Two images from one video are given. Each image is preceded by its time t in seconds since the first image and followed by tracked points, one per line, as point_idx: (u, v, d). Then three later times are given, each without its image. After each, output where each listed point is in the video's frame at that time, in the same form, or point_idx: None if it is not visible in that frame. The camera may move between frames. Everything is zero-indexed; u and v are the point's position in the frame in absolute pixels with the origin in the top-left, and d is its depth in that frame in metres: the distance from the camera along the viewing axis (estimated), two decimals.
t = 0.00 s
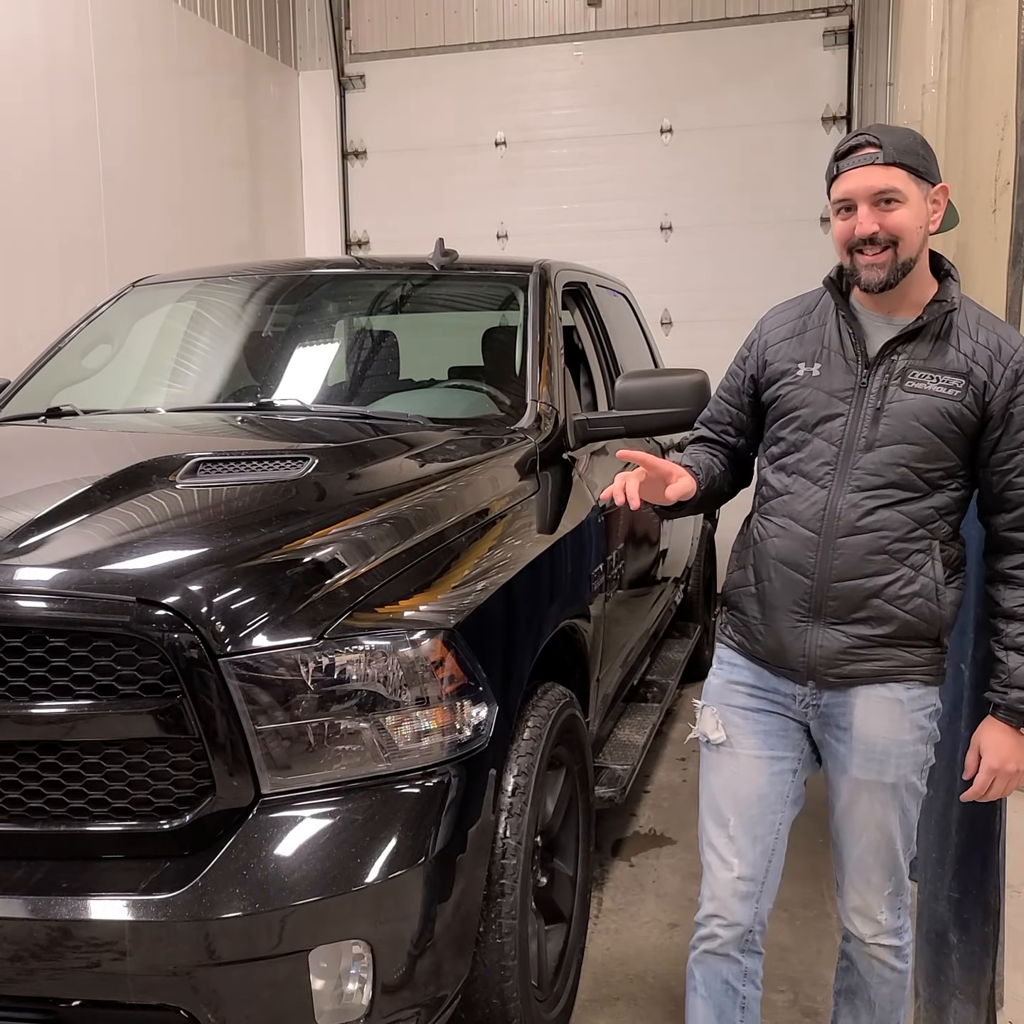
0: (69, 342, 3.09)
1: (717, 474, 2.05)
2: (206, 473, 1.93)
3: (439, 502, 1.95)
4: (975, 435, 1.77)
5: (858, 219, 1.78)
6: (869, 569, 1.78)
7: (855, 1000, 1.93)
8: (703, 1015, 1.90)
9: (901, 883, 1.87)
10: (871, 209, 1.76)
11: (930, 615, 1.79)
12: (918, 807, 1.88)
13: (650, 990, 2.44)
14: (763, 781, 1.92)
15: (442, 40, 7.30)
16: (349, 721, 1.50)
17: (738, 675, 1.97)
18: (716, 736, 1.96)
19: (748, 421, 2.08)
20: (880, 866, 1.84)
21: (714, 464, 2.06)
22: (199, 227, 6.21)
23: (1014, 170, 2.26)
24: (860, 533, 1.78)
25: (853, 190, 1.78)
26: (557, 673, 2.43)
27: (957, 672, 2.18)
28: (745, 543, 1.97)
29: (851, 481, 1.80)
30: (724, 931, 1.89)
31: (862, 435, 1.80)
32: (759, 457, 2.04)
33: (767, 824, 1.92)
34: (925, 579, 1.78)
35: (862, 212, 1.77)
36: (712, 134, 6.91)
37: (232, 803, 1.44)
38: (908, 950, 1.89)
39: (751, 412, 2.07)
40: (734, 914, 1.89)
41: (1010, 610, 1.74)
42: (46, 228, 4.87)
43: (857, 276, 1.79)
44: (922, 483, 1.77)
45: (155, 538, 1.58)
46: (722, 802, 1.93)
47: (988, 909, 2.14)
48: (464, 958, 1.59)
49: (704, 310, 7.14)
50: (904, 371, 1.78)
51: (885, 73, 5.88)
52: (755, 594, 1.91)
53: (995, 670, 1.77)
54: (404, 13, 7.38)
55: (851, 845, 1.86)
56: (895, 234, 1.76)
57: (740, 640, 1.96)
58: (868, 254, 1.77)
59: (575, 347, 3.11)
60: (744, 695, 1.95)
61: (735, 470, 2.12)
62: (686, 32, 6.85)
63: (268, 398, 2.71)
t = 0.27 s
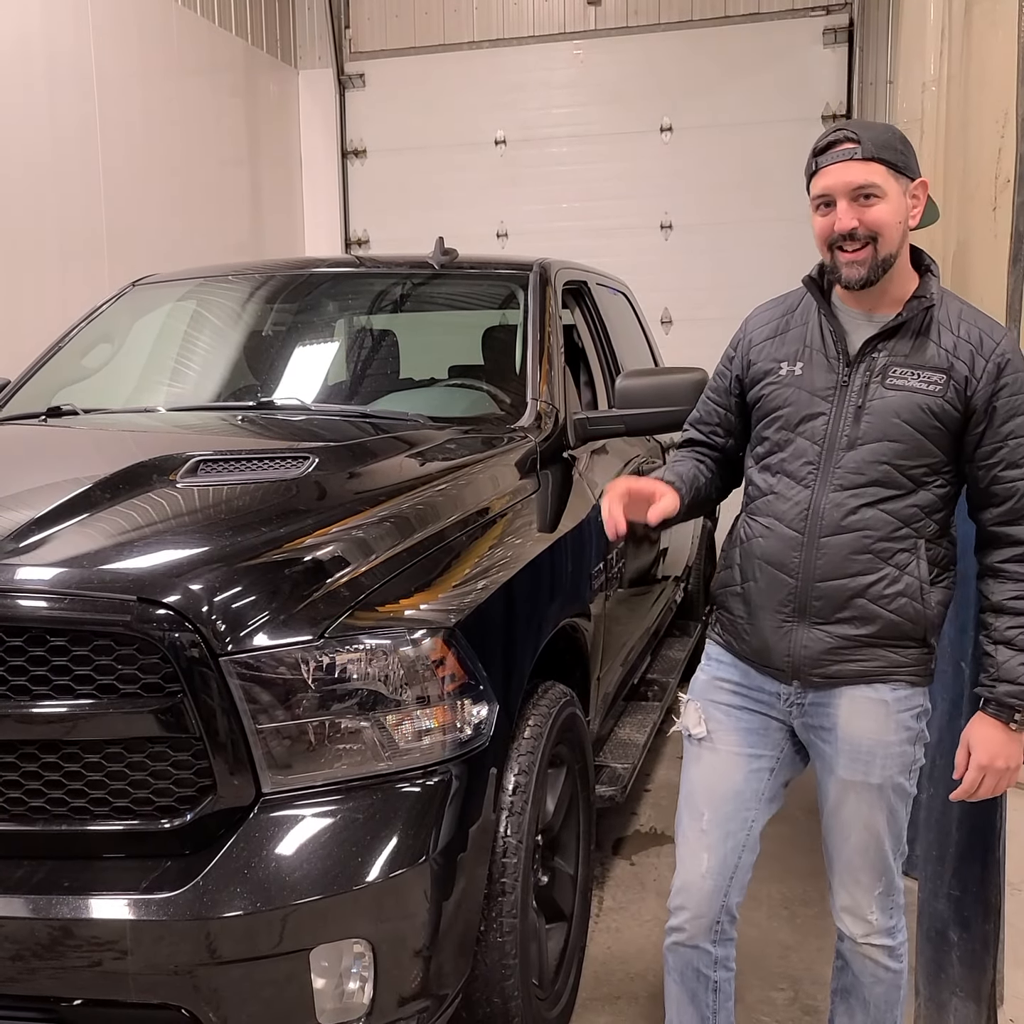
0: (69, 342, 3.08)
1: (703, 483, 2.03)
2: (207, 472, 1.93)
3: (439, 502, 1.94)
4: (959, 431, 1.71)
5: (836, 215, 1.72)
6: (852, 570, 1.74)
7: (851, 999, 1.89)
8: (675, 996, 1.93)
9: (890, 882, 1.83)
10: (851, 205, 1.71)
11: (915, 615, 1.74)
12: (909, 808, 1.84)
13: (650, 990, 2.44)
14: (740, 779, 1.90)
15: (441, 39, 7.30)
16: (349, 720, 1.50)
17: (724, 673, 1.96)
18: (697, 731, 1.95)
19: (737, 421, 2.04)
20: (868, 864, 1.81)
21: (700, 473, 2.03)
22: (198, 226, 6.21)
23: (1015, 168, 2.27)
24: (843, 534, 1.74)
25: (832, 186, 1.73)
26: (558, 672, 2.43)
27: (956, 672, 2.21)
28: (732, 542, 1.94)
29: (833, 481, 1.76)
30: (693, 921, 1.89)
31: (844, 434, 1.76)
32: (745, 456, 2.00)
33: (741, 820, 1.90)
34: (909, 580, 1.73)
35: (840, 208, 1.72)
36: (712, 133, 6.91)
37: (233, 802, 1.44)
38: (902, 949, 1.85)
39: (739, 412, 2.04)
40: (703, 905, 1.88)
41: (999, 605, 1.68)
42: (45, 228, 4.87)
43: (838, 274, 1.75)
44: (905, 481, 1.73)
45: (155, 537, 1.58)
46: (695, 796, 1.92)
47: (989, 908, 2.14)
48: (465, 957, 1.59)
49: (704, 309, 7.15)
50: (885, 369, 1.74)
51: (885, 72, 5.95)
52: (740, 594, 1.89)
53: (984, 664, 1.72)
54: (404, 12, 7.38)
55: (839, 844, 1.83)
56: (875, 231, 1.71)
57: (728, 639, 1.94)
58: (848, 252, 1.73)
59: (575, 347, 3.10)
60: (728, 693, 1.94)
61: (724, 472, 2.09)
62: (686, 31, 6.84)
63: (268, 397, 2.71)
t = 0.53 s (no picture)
0: (70, 341, 3.08)
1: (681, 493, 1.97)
2: (209, 471, 1.93)
3: (441, 501, 1.94)
4: (928, 421, 1.67)
5: (802, 199, 1.70)
6: (824, 566, 1.69)
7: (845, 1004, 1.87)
8: (678, 988, 1.96)
9: (874, 882, 1.79)
10: (816, 189, 1.69)
11: (885, 611, 1.69)
12: (886, 810, 1.79)
13: (652, 988, 2.44)
14: (725, 781, 1.89)
15: (442, 37, 7.30)
16: (351, 719, 1.50)
17: (698, 675, 1.91)
18: (681, 738, 1.92)
19: (712, 423, 1.95)
20: (852, 870, 1.78)
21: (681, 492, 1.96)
22: (199, 225, 6.21)
23: (1018, 167, 2.27)
24: (812, 528, 1.70)
25: (797, 171, 1.71)
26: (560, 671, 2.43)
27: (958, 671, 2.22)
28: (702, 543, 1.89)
29: (802, 474, 1.71)
30: (693, 915, 1.93)
31: (813, 428, 1.71)
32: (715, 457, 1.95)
33: (729, 820, 1.91)
34: (880, 575, 1.68)
35: (806, 192, 1.69)
36: (713, 132, 6.91)
37: (235, 801, 1.44)
38: (894, 946, 1.82)
39: (713, 413, 1.95)
40: (700, 902, 1.92)
41: (966, 595, 1.63)
42: (46, 227, 4.87)
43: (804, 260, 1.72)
44: (876, 474, 1.68)
45: (157, 536, 1.58)
46: (683, 798, 1.93)
47: (991, 906, 2.14)
48: (468, 954, 1.60)
49: (705, 309, 7.15)
50: (852, 360, 1.70)
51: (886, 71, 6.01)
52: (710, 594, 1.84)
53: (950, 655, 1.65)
54: (405, 10, 7.37)
55: (821, 850, 1.80)
56: (840, 216, 1.69)
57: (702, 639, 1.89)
58: (813, 236, 1.70)
59: (575, 346, 3.10)
60: (705, 698, 1.90)
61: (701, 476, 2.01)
62: (687, 29, 6.84)
63: (270, 396, 2.71)
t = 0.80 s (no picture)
0: (71, 342, 3.08)
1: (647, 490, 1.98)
2: (210, 472, 1.93)
3: (441, 502, 1.95)
4: (884, 417, 1.66)
5: (744, 204, 1.74)
6: (780, 565, 1.70)
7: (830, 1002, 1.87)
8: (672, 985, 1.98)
9: (850, 884, 1.78)
10: (756, 192, 1.72)
11: (842, 609, 1.68)
12: (857, 812, 1.77)
13: (652, 989, 2.44)
14: (700, 779, 1.91)
15: (442, 39, 7.31)
16: (352, 720, 1.51)
17: (669, 676, 1.92)
18: (655, 737, 1.94)
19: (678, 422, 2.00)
20: (825, 871, 1.78)
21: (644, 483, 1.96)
22: (199, 226, 6.21)
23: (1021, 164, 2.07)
24: (769, 527, 1.71)
25: (737, 177, 1.75)
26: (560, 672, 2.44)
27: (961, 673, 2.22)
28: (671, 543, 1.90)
29: (759, 473, 1.73)
30: (681, 912, 1.95)
31: (768, 427, 1.73)
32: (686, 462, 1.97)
33: (710, 816, 1.93)
34: (837, 573, 1.67)
35: (747, 196, 1.73)
36: (712, 133, 6.91)
37: (236, 801, 1.45)
38: (877, 946, 1.81)
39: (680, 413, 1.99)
40: (685, 899, 1.94)
41: (921, 590, 1.62)
42: (46, 227, 4.87)
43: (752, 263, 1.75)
44: (831, 472, 1.67)
45: (158, 537, 1.58)
46: (662, 796, 1.96)
47: (991, 907, 2.14)
48: (469, 956, 1.60)
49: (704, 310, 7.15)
50: (805, 359, 1.71)
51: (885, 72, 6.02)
52: (677, 594, 1.86)
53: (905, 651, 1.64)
54: (404, 12, 7.38)
55: (795, 851, 1.80)
56: (782, 218, 1.72)
57: (672, 639, 1.90)
58: (757, 239, 1.73)
59: (575, 346, 3.10)
60: (676, 697, 1.91)
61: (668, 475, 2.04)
62: (687, 30, 6.84)
63: (270, 397, 2.71)
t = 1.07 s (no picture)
0: (73, 341, 3.09)
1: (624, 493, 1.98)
2: (211, 472, 1.93)
3: (442, 502, 1.95)
4: (854, 420, 1.65)
5: (710, 214, 1.73)
6: (751, 568, 1.69)
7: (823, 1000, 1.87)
8: (666, 984, 1.98)
9: (832, 885, 1.78)
10: (722, 202, 1.72)
11: (812, 612, 1.68)
12: (836, 813, 1.77)
13: (652, 989, 2.44)
14: (681, 780, 1.90)
15: (444, 39, 7.31)
16: (353, 720, 1.51)
17: (647, 678, 1.91)
18: (635, 738, 1.94)
19: (658, 428, 1.99)
20: (806, 871, 1.78)
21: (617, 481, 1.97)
22: (200, 226, 6.21)
23: None
24: (739, 530, 1.70)
25: (702, 187, 1.74)
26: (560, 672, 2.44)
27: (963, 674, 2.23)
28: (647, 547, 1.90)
29: (728, 476, 1.72)
30: (672, 911, 1.95)
31: (738, 430, 1.72)
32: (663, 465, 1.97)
33: (694, 815, 1.93)
34: (807, 577, 1.67)
35: (713, 206, 1.72)
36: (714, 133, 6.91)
37: (237, 801, 1.45)
38: (864, 946, 1.81)
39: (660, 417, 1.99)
40: (675, 898, 1.95)
41: (886, 589, 1.59)
42: (47, 227, 4.87)
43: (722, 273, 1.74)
44: (801, 475, 1.66)
45: (159, 537, 1.58)
46: (647, 797, 1.96)
47: (992, 906, 2.14)
48: (469, 955, 1.60)
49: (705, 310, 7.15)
50: (776, 363, 1.71)
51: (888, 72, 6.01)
52: (650, 597, 1.85)
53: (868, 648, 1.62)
54: (405, 12, 7.38)
55: (774, 851, 1.81)
56: (748, 226, 1.71)
57: (647, 641, 1.89)
58: (726, 249, 1.72)
59: (576, 346, 3.10)
60: (653, 698, 1.90)
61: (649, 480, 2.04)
62: (688, 30, 6.84)
63: (270, 397, 2.72)
